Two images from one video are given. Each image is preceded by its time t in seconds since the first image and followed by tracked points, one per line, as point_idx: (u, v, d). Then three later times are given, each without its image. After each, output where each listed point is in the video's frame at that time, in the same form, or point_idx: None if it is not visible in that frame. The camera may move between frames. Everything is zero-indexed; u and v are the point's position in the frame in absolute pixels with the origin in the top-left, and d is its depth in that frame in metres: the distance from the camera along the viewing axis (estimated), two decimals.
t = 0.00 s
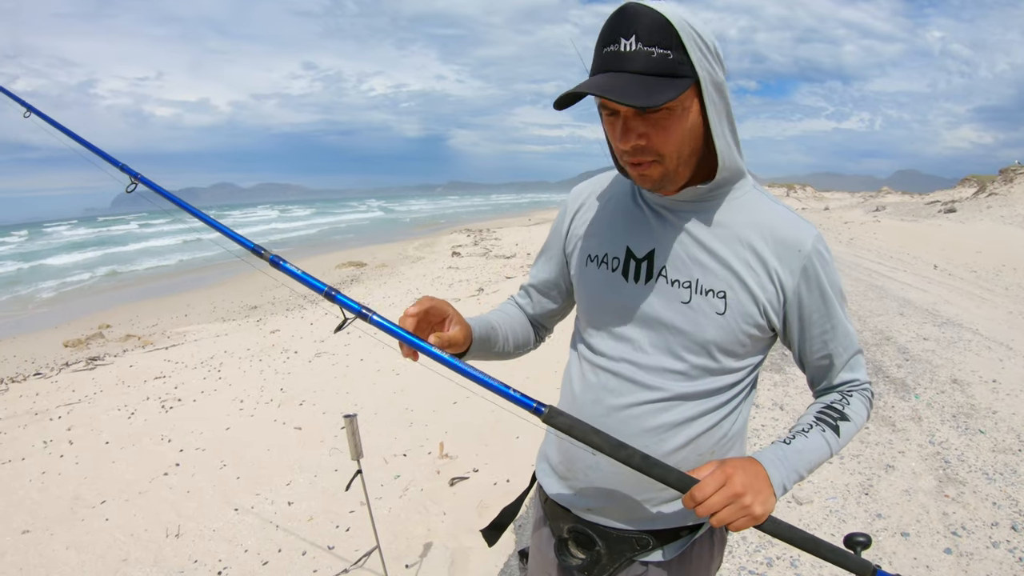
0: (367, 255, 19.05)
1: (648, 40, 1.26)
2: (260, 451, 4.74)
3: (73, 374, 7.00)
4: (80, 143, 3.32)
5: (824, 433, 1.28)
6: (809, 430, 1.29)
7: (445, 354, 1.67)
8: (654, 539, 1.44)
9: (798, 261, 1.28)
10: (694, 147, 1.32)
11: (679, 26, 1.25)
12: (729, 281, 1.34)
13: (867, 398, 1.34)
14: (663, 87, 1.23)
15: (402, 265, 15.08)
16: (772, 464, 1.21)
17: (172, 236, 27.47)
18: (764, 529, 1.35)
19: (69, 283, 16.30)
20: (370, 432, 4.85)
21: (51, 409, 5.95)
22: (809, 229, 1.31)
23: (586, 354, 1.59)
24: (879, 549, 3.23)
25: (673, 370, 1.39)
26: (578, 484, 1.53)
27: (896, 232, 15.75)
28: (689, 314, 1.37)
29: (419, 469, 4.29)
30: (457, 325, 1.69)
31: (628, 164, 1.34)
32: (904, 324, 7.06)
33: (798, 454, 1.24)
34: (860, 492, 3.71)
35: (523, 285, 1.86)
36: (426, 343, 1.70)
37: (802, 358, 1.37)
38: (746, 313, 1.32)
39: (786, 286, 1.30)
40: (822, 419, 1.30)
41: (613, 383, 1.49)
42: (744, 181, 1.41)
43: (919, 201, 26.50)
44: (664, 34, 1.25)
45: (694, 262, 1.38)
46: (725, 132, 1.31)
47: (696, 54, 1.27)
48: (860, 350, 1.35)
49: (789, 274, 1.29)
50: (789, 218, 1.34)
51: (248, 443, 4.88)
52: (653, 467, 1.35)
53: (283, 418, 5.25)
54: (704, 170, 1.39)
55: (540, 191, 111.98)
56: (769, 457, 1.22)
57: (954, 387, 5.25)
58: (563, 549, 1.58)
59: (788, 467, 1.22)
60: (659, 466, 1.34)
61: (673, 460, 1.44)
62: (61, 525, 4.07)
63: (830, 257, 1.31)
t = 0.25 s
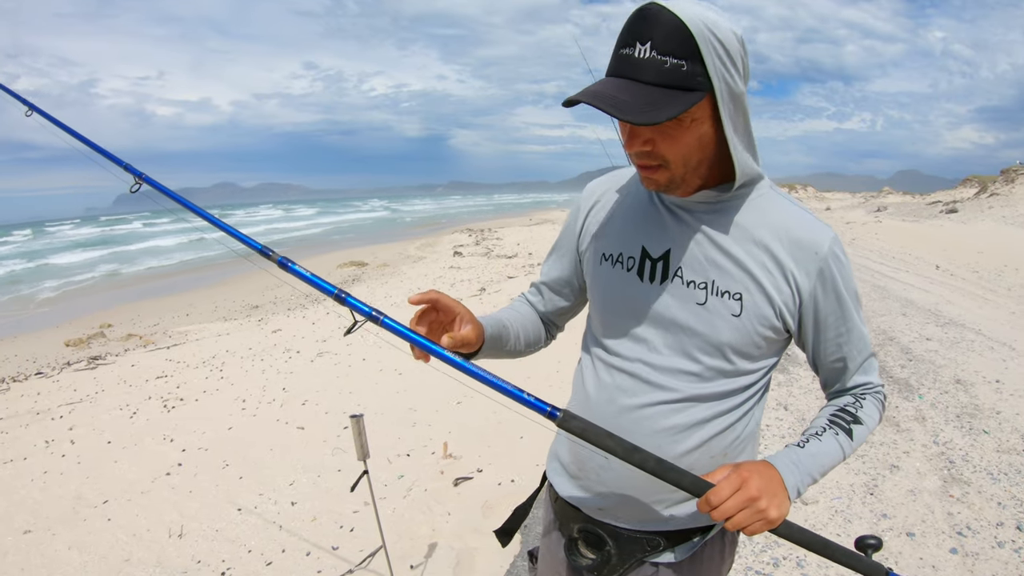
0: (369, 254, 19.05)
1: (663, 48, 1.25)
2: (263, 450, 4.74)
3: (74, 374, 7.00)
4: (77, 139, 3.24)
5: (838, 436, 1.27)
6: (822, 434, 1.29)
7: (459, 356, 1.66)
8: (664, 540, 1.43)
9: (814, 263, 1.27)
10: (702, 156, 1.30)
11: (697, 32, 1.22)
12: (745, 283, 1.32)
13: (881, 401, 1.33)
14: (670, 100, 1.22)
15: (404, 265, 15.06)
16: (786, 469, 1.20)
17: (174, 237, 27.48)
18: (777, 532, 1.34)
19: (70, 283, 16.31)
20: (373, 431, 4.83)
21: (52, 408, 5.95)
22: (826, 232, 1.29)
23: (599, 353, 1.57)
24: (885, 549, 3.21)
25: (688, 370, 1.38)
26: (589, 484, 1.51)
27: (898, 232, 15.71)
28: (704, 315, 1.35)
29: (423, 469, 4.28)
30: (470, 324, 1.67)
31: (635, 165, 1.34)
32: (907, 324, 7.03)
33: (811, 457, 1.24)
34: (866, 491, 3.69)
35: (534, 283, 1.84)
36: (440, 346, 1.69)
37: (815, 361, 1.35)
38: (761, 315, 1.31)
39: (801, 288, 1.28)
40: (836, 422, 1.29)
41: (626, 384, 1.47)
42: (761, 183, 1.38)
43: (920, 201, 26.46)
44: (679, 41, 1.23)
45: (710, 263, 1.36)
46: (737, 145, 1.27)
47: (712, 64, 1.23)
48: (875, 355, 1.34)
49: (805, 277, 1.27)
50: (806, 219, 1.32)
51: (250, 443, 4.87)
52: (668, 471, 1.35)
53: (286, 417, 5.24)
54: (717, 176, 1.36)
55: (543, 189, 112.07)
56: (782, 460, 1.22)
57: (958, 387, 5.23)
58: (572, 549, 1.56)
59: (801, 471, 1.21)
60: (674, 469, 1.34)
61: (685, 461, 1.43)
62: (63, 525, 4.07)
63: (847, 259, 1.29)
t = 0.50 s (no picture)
0: (372, 253, 19.05)
1: (698, 41, 1.21)
2: (267, 449, 4.74)
3: (77, 373, 7.02)
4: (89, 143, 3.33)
5: (859, 439, 1.26)
6: (843, 437, 1.27)
7: (487, 367, 1.65)
8: (683, 540, 1.42)
9: (838, 261, 1.25)
10: (730, 155, 1.27)
11: (734, 28, 1.19)
12: (767, 279, 1.30)
13: (901, 403, 1.31)
14: (706, 98, 1.19)
15: (407, 263, 15.07)
16: (808, 473, 1.19)
17: (177, 236, 27.55)
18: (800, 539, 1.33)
19: (73, 282, 16.35)
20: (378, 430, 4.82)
21: (55, 407, 5.96)
22: (850, 230, 1.27)
23: (615, 350, 1.55)
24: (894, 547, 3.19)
25: (707, 368, 1.36)
26: (605, 485, 1.50)
27: (901, 230, 15.65)
28: (724, 311, 1.33)
29: (429, 468, 4.27)
30: (495, 334, 1.65)
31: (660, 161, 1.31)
32: (912, 322, 7.00)
33: (833, 461, 1.22)
34: (874, 490, 3.67)
35: (549, 275, 1.81)
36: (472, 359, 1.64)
37: (835, 361, 1.33)
38: (783, 312, 1.29)
39: (824, 286, 1.26)
40: (857, 424, 1.27)
41: (644, 382, 1.45)
42: (784, 179, 1.36)
43: (923, 199, 26.35)
44: (715, 36, 1.19)
45: (731, 259, 1.34)
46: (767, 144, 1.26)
47: (748, 61, 1.21)
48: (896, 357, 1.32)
49: (828, 275, 1.26)
50: (828, 216, 1.30)
51: (255, 442, 4.87)
52: (689, 477, 1.32)
53: (290, 416, 5.24)
54: (740, 174, 1.34)
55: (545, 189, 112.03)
56: (805, 464, 1.20)
57: (964, 385, 5.20)
58: (588, 549, 1.55)
59: (824, 475, 1.20)
60: (695, 475, 1.32)
61: (703, 461, 1.41)
62: (67, 525, 4.07)
63: (870, 258, 1.27)
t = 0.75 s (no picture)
0: (378, 250, 19.08)
1: (731, 27, 1.16)
2: (275, 447, 4.75)
3: (85, 370, 7.07)
4: (69, 137, 3.32)
5: (881, 447, 1.23)
6: (865, 444, 1.25)
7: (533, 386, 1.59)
8: (696, 547, 1.40)
9: (862, 263, 1.21)
10: (758, 149, 1.23)
11: (770, 14, 1.14)
12: (789, 279, 1.27)
13: (924, 409, 1.28)
14: (740, 90, 1.15)
15: (415, 260, 15.08)
16: (828, 483, 1.17)
17: (185, 234, 27.72)
18: (822, 553, 1.30)
19: (81, 279, 16.48)
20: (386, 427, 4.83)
21: (63, 404, 6.01)
22: (876, 229, 1.23)
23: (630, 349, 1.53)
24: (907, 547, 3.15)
25: (724, 370, 1.34)
26: (618, 487, 1.48)
27: (910, 226, 15.51)
28: (743, 311, 1.31)
29: (436, 466, 4.27)
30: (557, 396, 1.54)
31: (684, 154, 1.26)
32: (922, 319, 6.93)
33: (853, 470, 1.20)
34: (885, 489, 3.63)
35: (567, 274, 1.77)
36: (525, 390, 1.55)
37: (857, 364, 1.31)
38: (804, 314, 1.26)
39: (848, 288, 1.23)
40: (878, 432, 1.25)
41: (658, 382, 1.43)
42: (811, 172, 1.31)
43: (933, 195, 26.09)
44: (750, 22, 1.14)
45: (751, 257, 1.31)
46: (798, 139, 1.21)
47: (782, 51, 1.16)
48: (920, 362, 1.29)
49: (852, 277, 1.22)
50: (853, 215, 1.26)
51: (262, 439, 4.89)
52: (705, 489, 1.30)
53: (298, 413, 5.26)
54: (766, 169, 1.29)
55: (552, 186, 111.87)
56: (824, 474, 1.19)
57: (976, 382, 5.14)
58: (599, 551, 1.54)
59: (844, 485, 1.18)
60: (711, 488, 1.30)
61: (718, 465, 1.40)
62: (74, 522, 4.10)
63: (896, 260, 1.24)
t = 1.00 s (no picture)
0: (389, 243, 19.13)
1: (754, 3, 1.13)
2: (283, 440, 4.79)
3: (96, 362, 7.16)
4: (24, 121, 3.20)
5: (906, 459, 1.21)
6: (888, 455, 1.22)
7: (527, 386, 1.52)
8: (703, 558, 1.39)
9: (890, 261, 1.18)
10: (781, 135, 1.18)
11: None
12: (810, 278, 1.24)
13: (951, 419, 1.25)
14: (763, 70, 1.11)
15: (426, 252, 15.10)
16: (850, 499, 1.15)
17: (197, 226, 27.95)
18: (839, 571, 1.27)
19: (94, 273, 16.67)
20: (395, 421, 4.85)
21: (74, 396, 6.09)
22: (905, 226, 1.19)
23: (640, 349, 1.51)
24: (921, 550, 3.12)
25: (738, 373, 1.32)
26: (624, 494, 1.46)
27: (924, 221, 15.30)
28: (761, 311, 1.29)
29: (445, 460, 4.28)
30: (549, 395, 1.48)
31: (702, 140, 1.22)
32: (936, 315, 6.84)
33: (877, 485, 1.18)
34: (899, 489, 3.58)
35: (575, 266, 1.74)
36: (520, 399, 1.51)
37: (882, 369, 1.27)
38: (826, 315, 1.23)
39: (874, 289, 1.19)
40: (902, 443, 1.22)
41: (669, 384, 1.41)
42: (834, 161, 1.28)
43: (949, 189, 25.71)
44: None
45: (769, 253, 1.29)
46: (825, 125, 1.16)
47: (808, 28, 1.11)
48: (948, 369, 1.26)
49: (879, 276, 1.18)
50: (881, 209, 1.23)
51: (271, 433, 4.92)
52: (720, 509, 1.29)
53: (307, 406, 5.29)
54: (788, 157, 1.24)
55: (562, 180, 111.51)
56: (847, 489, 1.16)
57: (991, 381, 5.06)
58: (603, 558, 1.53)
59: (867, 501, 1.16)
60: (728, 509, 1.29)
61: (731, 471, 1.37)
62: (82, 515, 4.15)
63: (926, 258, 1.19)
